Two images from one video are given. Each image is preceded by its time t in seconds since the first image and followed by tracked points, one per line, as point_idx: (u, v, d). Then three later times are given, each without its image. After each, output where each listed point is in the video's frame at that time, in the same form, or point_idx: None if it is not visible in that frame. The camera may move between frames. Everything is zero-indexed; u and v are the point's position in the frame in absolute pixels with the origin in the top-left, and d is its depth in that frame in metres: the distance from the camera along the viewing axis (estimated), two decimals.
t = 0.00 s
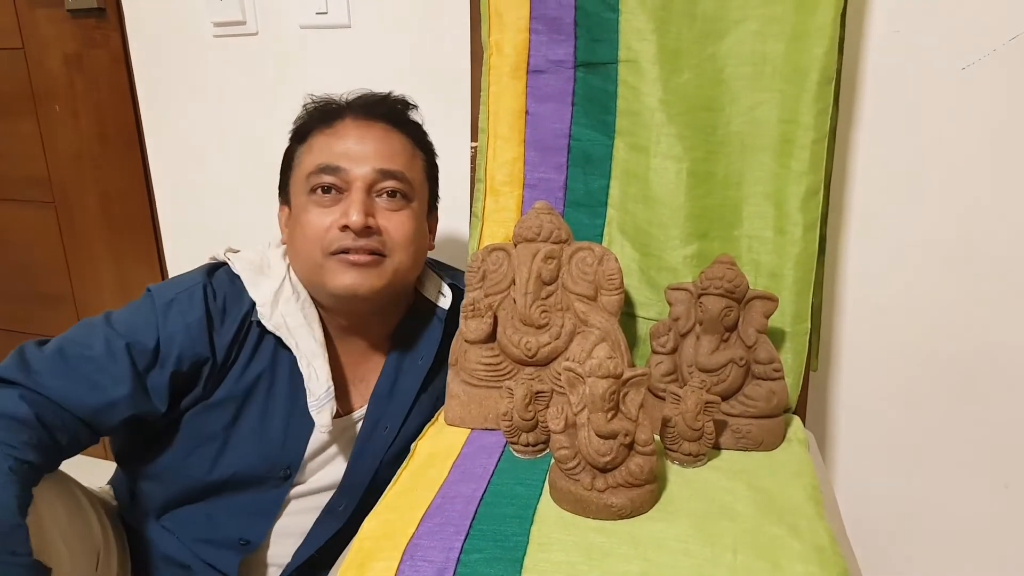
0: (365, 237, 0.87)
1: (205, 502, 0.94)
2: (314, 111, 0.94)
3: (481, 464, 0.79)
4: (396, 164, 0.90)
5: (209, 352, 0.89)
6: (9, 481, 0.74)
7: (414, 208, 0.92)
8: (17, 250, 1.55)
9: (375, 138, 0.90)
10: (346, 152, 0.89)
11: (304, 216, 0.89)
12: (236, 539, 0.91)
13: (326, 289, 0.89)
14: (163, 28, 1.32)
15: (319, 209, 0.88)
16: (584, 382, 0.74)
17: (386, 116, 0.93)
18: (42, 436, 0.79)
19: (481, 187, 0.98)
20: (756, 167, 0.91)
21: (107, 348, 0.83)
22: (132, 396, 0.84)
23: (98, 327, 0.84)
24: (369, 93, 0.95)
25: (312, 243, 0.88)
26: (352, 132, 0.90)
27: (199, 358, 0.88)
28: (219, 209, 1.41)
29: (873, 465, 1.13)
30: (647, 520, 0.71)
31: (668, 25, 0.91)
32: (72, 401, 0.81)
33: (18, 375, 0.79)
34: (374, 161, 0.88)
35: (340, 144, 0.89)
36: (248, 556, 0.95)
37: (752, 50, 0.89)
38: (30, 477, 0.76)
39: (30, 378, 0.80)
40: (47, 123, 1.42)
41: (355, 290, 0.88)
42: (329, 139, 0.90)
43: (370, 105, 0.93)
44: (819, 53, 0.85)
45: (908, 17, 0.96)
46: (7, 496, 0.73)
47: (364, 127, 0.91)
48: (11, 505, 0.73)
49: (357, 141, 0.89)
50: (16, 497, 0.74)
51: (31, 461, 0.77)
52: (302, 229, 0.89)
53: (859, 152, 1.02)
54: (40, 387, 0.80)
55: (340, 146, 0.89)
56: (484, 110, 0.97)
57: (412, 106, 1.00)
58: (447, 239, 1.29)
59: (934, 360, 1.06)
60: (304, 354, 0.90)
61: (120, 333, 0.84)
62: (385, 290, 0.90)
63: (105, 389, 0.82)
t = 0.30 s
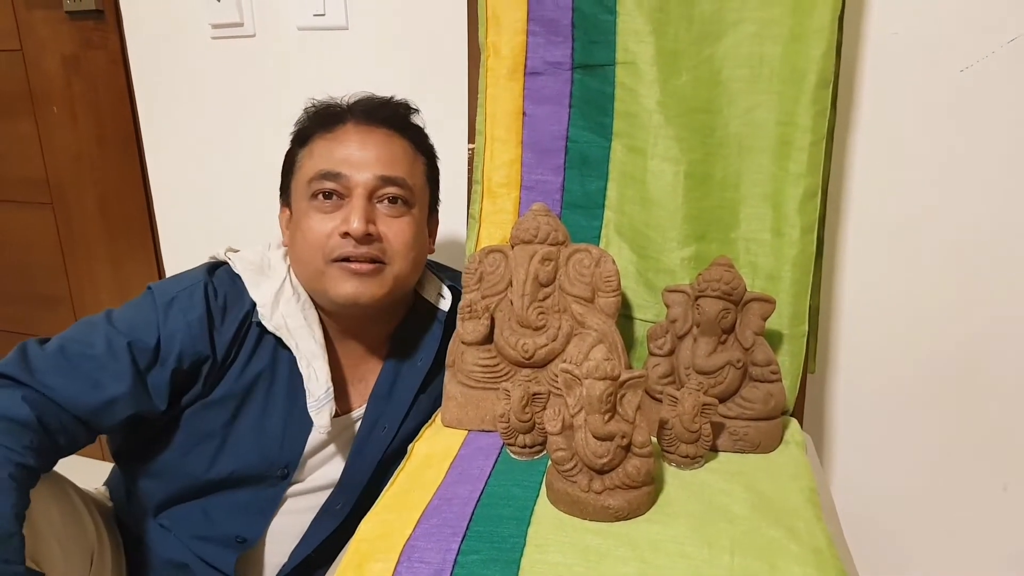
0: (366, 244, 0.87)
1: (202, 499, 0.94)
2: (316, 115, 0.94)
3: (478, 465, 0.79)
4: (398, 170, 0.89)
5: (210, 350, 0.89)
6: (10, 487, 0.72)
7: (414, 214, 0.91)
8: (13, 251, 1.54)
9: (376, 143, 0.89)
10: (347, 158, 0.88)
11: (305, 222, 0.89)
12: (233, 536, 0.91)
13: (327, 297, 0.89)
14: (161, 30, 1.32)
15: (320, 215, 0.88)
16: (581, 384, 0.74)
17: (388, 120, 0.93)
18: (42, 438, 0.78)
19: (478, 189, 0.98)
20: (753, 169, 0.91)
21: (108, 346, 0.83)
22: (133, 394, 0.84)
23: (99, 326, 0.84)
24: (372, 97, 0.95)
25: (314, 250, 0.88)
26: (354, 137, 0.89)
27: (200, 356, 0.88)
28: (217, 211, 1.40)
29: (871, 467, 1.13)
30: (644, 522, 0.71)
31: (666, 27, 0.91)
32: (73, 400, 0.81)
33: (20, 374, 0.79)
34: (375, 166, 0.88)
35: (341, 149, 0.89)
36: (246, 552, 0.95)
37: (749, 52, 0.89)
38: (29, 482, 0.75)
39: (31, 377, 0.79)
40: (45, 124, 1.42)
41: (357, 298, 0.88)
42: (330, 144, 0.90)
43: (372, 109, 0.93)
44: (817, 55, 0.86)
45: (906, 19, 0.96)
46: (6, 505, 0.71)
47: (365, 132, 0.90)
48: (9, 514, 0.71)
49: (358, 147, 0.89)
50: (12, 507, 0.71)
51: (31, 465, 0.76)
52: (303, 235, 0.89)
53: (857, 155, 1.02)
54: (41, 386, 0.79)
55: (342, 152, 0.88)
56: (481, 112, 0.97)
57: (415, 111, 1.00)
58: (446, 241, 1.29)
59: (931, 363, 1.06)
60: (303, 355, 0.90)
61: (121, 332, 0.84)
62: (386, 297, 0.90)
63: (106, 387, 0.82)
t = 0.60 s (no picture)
0: (367, 238, 0.87)
1: (205, 491, 0.94)
2: (319, 108, 0.94)
3: (481, 457, 0.79)
4: (401, 164, 0.89)
5: (211, 341, 0.89)
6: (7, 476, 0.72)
7: (416, 208, 0.91)
8: (16, 243, 1.54)
9: (378, 136, 0.89)
10: (350, 151, 0.88)
11: (307, 215, 0.89)
12: (234, 527, 0.92)
13: (329, 291, 0.89)
14: (163, 22, 1.32)
15: (322, 208, 0.88)
16: (584, 377, 0.74)
17: (390, 112, 0.93)
18: (39, 428, 0.78)
19: (481, 181, 0.97)
20: (758, 162, 0.91)
21: (109, 337, 0.83)
22: (133, 385, 0.84)
23: (101, 316, 0.84)
24: (375, 90, 0.95)
25: (315, 244, 0.88)
26: (356, 130, 0.89)
27: (202, 347, 0.88)
28: (219, 203, 1.40)
29: (874, 461, 1.13)
30: (647, 514, 0.71)
31: (670, 18, 0.90)
32: (73, 390, 0.81)
33: (19, 363, 0.79)
34: (377, 159, 0.88)
35: (344, 143, 0.88)
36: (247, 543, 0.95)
37: (753, 44, 0.88)
38: (27, 470, 0.75)
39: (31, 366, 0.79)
40: (48, 116, 1.42)
41: (357, 292, 0.88)
42: (332, 137, 0.89)
43: (375, 102, 0.93)
44: (822, 48, 0.85)
45: (912, 11, 0.95)
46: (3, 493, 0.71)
47: (367, 125, 0.90)
48: (5, 500, 0.70)
49: (360, 140, 0.88)
50: (8, 495, 0.71)
51: (28, 455, 0.75)
52: (305, 228, 0.89)
53: (862, 147, 1.01)
54: (41, 375, 0.80)
55: (344, 145, 0.88)
56: (484, 104, 0.97)
57: (418, 105, 1.00)
58: (448, 235, 1.29)
59: (935, 357, 1.06)
60: (305, 348, 0.90)
61: (123, 322, 0.84)
62: (388, 292, 0.90)
63: (107, 378, 0.82)
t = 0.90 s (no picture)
0: (362, 243, 0.86)
1: (205, 500, 0.94)
2: (310, 113, 0.94)
3: (481, 461, 0.79)
4: (394, 169, 0.89)
5: (208, 350, 0.89)
6: None
7: (411, 212, 0.91)
8: (14, 250, 1.54)
9: (371, 141, 0.89)
10: (342, 156, 0.88)
11: (301, 221, 0.89)
12: (235, 535, 0.92)
13: (324, 298, 0.89)
14: (157, 26, 1.31)
15: (317, 214, 0.88)
16: (583, 379, 0.74)
17: (382, 116, 0.92)
18: (33, 440, 0.78)
19: (478, 183, 0.97)
20: (755, 160, 0.90)
21: (105, 348, 0.83)
22: (129, 395, 0.84)
23: (96, 326, 0.84)
24: (366, 93, 0.95)
25: (310, 250, 0.88)
26: (348, 135, 0.89)
27: (199, 356, 0.88)
28: (217, 208, 1.40)
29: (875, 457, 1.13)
30: (647, 516, 0.71)
31: (665, 17, 0.90)
32: (68, 401, 0.81)
33: (14, 374, 0.79)
34: (370, 164, 0.88)
35: (336, 148, 0.88)
36: (248, 552, 0.95)
37: (749, 41, 0.88)
38: (19, 483, 0.75)
39: (26, 378, 0.79)
40: (42, 122, 1.41)
41: (352, 299, 0.88)
42: (325, 143, 0.89)
43: (367, 106, 0.93)
44: (818, 45, 0.85)
45: (908, 7, 0.95)
46: None
47: (359, 129, 0.90)
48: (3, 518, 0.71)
49: (353, 144, 0.88)
50: (5, 508, 0.72)
51: (23, 466, 0.76)
52: (299, 234, 0.89)
53: (859, 143, 1.01)
54: (36, 387, 0.80)
55: (337, 150, 0.88)
56: (480, 105, 0.96)
57: (410, 107, 1.00)
58: (446, 235, 1.29)
59: (935, 352, 1.06)
60: (303, 355, 0.90)
61: (119, 333, 0.84)
62: (383, 297, 0.90)
63: (102, 388, 0.82)
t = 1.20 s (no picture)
0: (363, 238, 0.86)
1: (206, 493, 0.94)
2: (312, 109, 0.94)
3: (483, 456, 0.79)
4: (395, 164, 0.89)
5: (211, 345, 0.89)
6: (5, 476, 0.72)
7: (413, 208, 0.91)
8: (16, 242, 1.54)
9: (372, 136, 0.89)
10: (344, 152, 0.88)
11: (302, 216, 0.89)
12: (236, 530, 0.91)
13: (326, 292, 0.89)
14: (160, 20, 1.31)
15: (318, 209, 0.88)
16: (585, 374, 0.74)
17: (384, 112, 0.92)
18: (38, 429, 0.78)
19: (480, 178, 0.97)
20: (757, 158, 0.90)
21: (108, 339, 0.83)
22: (132, 387, 0.84)
23: (101, 318, 0.84)
24: (369, 89, 0.95)
25: (311, 245, 0.88)
26: (350, 130, 0.89)
27: (201, 350, 0.88)
28: (218, 203, 1.40)
29: (874, 458, 1.13)
30: (648, 512, 0.71)
31: (669, 15, 0.90)
32: (72, 392, 0.81)
33: (20, 364, 0.79)
34: (372, 159, 0.88)
35: (338, 143, 0.88)
36: (248, 545, 0.95)
37: (753, 40, 0.88)
38: (24, 470, 0.75)
39: (32, 367, 0.80)
40: (47, 115, 1.41)
41: (353, 293, 0.88)
42: (327, 138, 0.89)
43: (369, 101, 0.93)
44: (822, 44, 0.85)
45: (911, 8, 0.95)
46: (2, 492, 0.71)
47: (361, 124, 0.90)
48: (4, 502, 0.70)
49: (355, 139, 0.88)
50: (7, 494, 0.71)
51: (26, 455, 0.75)
52: (301, 229, 0.89)
53: (861, 143, 1.01)
54: (41, 376, 0.80)
55: (338, 146, 0.88)
56: (483, 101, 0.96)
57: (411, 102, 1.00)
58: (446, 232, 1.29)
59: (935, 353, 1.06)
60: (304, 350, 0.90)
61: (123, 325, 0.84)
62: (384, 292, 0.90)
63: (105, 379, 0.82)
